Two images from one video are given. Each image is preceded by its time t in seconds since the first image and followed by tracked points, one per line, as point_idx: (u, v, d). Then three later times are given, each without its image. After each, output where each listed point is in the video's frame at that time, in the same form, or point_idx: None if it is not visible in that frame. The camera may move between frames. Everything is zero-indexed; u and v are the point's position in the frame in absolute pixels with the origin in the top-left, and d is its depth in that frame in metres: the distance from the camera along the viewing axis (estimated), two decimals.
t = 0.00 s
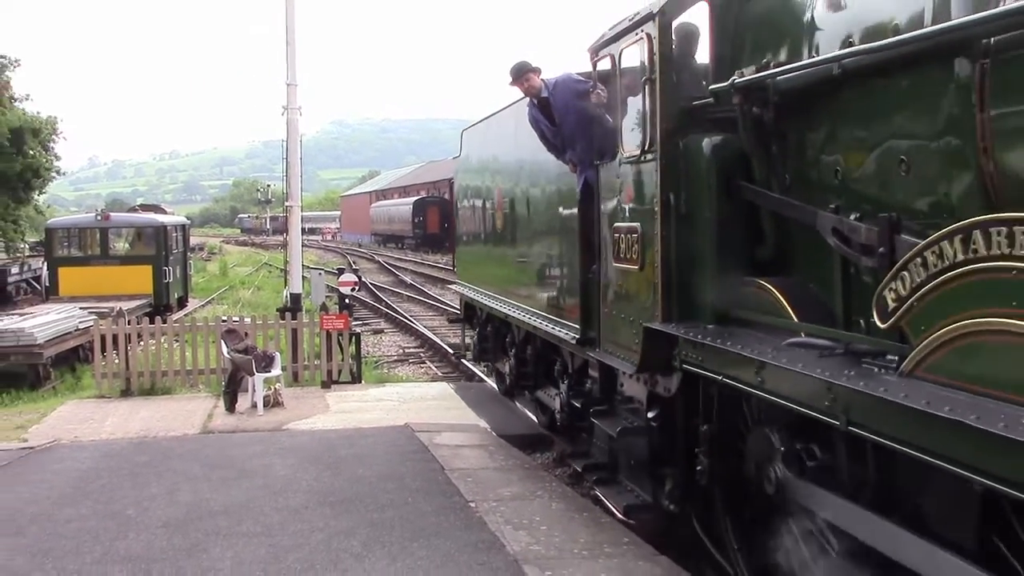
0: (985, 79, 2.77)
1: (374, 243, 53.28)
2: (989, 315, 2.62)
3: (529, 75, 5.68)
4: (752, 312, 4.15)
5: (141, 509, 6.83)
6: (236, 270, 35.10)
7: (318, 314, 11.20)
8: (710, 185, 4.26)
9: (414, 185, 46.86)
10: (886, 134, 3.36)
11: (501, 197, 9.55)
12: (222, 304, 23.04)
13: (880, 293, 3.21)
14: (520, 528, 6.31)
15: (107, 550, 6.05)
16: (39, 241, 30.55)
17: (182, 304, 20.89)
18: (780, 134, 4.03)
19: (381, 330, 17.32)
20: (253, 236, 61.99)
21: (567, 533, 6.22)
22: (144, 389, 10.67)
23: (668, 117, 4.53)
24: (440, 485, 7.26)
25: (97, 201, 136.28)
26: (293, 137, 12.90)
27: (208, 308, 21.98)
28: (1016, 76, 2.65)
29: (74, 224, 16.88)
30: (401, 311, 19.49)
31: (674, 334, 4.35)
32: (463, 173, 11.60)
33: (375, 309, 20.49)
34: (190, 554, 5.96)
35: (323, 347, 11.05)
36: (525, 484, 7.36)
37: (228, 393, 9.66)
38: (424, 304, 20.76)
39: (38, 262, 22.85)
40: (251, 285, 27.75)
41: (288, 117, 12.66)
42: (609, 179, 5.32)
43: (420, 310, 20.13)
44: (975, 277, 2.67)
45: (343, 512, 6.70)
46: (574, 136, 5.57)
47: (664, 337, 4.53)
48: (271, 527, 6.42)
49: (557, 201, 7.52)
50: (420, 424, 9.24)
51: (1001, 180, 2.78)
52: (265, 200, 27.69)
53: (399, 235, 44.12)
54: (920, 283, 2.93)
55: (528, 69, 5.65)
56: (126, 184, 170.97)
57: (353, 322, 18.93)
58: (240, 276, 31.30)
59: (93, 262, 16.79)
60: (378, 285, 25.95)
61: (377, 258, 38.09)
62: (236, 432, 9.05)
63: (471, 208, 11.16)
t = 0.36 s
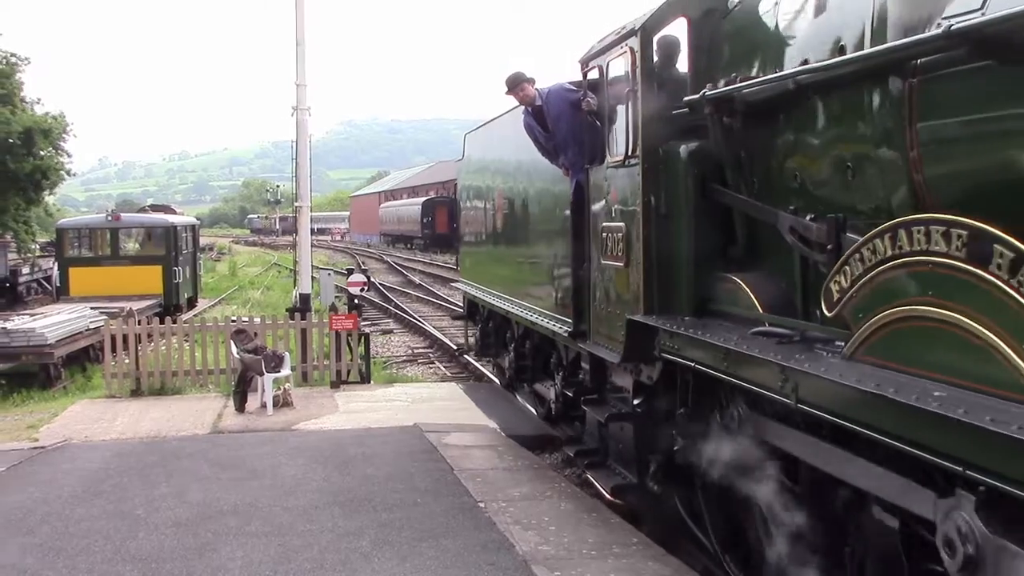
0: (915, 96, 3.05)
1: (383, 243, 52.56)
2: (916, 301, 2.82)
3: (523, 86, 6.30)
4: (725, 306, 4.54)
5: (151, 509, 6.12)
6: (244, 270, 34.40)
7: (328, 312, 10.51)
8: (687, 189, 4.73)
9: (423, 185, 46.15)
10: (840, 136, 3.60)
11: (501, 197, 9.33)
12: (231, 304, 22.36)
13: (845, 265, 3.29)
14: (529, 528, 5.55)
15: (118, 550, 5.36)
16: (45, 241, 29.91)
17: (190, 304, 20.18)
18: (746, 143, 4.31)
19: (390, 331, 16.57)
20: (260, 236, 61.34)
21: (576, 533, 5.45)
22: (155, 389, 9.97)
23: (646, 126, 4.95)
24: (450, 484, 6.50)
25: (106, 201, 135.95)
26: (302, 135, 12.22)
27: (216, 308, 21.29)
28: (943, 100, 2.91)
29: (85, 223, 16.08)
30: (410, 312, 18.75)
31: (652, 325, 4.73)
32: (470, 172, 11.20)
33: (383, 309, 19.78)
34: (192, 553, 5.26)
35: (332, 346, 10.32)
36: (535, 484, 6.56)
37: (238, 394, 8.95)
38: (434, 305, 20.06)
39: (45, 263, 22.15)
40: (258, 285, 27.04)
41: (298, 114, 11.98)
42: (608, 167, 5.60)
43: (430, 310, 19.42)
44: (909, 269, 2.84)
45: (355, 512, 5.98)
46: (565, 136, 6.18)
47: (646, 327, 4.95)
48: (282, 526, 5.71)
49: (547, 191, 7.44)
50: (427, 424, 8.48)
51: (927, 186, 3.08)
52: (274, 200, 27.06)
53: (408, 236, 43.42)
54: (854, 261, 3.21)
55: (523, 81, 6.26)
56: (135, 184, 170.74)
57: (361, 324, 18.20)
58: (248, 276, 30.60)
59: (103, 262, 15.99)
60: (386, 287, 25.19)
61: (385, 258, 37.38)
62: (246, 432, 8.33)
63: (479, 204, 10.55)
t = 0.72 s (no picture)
0: (859, 109, 3.24)
1: (388, 243, 52.40)
2: (859, 290, 3.04)
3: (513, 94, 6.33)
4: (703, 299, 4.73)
5: (157, 509, 5.98)
6: (250, 270, 34.22)
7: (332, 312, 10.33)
8: (664, 191, 4.93)
9: (428, 184, 45.97)
10: (793, 145, 3.83)
11: (499, 197, 9.41)
12: (237, 304, 22.21)
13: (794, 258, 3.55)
14: (533, 529, 5.42)
15: (123, 549, 5.23)
16: (52, 241, 29.72)
17: (196, 304, 20.03)
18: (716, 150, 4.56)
19: (395, 332, 16.40)
20: (265, 236, 61.25)
21: (581, 534, 5.31)
22: (160, 389, 9.79)
23: (627, 133, 5.05)
24: (453, 485, 6.36)
25: (112, 201, 136.01)
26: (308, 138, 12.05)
27: (223, 309, 21.13)
28: (879, 114, 3.13)
29: (91, 223, 15.46)
30: (415, 312, 18.58)
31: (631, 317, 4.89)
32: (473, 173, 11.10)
33: (388, 309, 19.67)
34: (199, 553, 5.13)
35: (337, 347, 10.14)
36: (539, 485, 6.40)
37: (243, 394, 8.79)
38: (437, 304, 19.93)
39: (53, 263, 21.99)
40: (263, 286, 26.88)
41: (303, 116, 11.81)
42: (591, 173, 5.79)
43: (434, 310, 19.29)
44: (847, 265, 3.09)
45: (359, 512, 5.84)
46: (556, 142, 6.29)
47: (627, 321, 5.08)
48: (286, 527, 5.56)
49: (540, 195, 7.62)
50: (432, 425, 8.34)
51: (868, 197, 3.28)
52: (279, 201, 26.91)
53: (413, 236, 43.32)
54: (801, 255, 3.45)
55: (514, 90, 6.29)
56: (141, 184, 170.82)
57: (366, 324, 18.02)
58: (253, 276, 30.46)
59: (109, 262, 15.30)
60: (392, 287, 24.98)
61: (391, 258, 37.25)
62: (251, 431, 8.18)
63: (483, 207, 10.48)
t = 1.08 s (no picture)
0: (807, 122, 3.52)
1: (390, 243, 52.42)
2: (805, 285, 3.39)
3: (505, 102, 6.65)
4: (677, 294, 5.06)
5: (158, 509, 5.98)
6: (252, 270, 34.23)
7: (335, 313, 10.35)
8: (642, 195, 5.25)
9: (430, 184, 45.97)
10: (751, 154, 4.14)
11: (501, 198, 9.42)
12: (240, 304, 22.20)
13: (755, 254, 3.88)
14: (535, 530, 5.42)
15: (125, 550, 5.23)
16: (55, 240, 29.69)
17: (199, 303, 20.02)
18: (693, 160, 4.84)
19: (397, 332, 16.39)
20: (268, 236, 61.27)
21: (582, 535, 5.30)
22: (162, 389, 9.79)
23: (611, 139, 5.43)
24: (455, 486, 6.36)
25: (115, 200, 136.10)
26: (311, 138, 12.07)
27: (225, 308, 21.20)
28: (820, 128, 3.44)
29: (93, 223, 15.41)
30: (417, 312, 18.58)
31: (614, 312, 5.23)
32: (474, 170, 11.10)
33: (390, 309, 19.69)
34: (198, 553, 5.13)
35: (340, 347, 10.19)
36: (542, 486, 6.39)
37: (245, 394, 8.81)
38: (440, 305, 19.94)
39: (56, 262, 21.98)
40: (266, 286, 26.87)
41: (306, 117, 11.83)
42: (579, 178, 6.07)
43: (437, 311, 19.30)
44: (794, 262, 3.48)
45: (360, 513, 5.84)
46: (544, 148, 6.59)
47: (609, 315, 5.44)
48: (286, 527, 5.56)
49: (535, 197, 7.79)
50: (434, 426, 8.34)
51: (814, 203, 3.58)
52: (281, 200, 26.94)
53: (416, 237, 43.32)
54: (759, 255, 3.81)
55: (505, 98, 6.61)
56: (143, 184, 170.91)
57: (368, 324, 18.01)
58: (256, 276, 30.46)
59: (112, 262, 15.28)
60: (393, 287, 25.00)
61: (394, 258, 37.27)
62: (252, 432, 8.18)
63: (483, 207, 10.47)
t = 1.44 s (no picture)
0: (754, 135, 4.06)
1: (390, 243, 52.65)
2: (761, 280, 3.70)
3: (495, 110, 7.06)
4: (652, 288, 5.64)
5: (159, 510, 6.13)
6: (252, 271, 34.40)
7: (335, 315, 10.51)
8: (621, 200, 5.86)
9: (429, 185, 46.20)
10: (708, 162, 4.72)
11: (499, 199, 9.53)
12: (240, 305, 22.38)
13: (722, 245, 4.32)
14: (536, 531, 5.56)
15: (125, 551, 5.38)
16: (56, 241, 29.83)
17: (199, 304, 20.19)
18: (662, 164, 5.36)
19: (397, 333, 16.56)
20: (268, 237, 61.45)
21: (583, 536, 5.45)
22: (162, 390, 9.94)
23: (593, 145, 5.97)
24: (455, 486, 6.50)
25: (115, 202, 136.31)
26: (311, 139, 12.21)
27: (226, 309, 21.38)
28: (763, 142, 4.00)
29: (93, 224, 15.50)
30: (415, 312, 18.79)
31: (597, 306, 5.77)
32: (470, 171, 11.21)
33: (391, 310, 19.88)
34: (202, 554, 5.28)
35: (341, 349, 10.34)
36: (542, 487, 6.54)
37: (245, 395, 8.99)
38: (440, 305, 20.14)
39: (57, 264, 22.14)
40: (267, 287, 27.04)
41: (306, 119, 11.97)
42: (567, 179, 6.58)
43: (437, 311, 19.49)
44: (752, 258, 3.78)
45: (361, 514, 5.98)
46: (531, 153, 7.04)
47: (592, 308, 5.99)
48: (288, 529, 5.70)
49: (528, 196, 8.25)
50: (435, 426, 8.50)
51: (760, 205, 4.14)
52: (280, 202, 27.16)
53: (415, 237, 43.53)
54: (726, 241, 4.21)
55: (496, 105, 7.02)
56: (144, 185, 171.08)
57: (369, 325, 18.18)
58: (256, 277, 30.65)
59: (113, 263, 15.36)
60: (391, 288, 25.26)
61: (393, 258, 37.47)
62: (253, 433, 8.34)
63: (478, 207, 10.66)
